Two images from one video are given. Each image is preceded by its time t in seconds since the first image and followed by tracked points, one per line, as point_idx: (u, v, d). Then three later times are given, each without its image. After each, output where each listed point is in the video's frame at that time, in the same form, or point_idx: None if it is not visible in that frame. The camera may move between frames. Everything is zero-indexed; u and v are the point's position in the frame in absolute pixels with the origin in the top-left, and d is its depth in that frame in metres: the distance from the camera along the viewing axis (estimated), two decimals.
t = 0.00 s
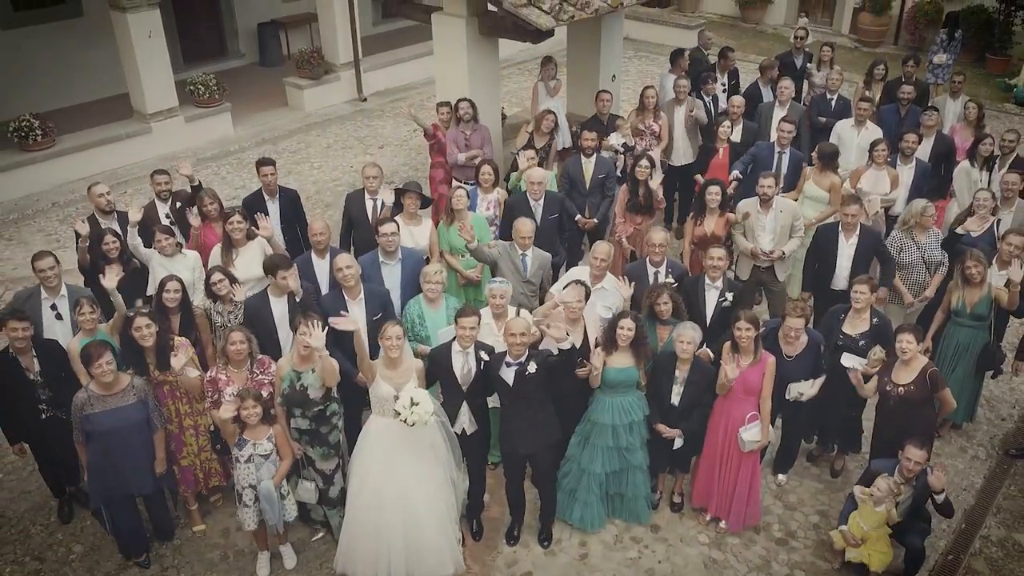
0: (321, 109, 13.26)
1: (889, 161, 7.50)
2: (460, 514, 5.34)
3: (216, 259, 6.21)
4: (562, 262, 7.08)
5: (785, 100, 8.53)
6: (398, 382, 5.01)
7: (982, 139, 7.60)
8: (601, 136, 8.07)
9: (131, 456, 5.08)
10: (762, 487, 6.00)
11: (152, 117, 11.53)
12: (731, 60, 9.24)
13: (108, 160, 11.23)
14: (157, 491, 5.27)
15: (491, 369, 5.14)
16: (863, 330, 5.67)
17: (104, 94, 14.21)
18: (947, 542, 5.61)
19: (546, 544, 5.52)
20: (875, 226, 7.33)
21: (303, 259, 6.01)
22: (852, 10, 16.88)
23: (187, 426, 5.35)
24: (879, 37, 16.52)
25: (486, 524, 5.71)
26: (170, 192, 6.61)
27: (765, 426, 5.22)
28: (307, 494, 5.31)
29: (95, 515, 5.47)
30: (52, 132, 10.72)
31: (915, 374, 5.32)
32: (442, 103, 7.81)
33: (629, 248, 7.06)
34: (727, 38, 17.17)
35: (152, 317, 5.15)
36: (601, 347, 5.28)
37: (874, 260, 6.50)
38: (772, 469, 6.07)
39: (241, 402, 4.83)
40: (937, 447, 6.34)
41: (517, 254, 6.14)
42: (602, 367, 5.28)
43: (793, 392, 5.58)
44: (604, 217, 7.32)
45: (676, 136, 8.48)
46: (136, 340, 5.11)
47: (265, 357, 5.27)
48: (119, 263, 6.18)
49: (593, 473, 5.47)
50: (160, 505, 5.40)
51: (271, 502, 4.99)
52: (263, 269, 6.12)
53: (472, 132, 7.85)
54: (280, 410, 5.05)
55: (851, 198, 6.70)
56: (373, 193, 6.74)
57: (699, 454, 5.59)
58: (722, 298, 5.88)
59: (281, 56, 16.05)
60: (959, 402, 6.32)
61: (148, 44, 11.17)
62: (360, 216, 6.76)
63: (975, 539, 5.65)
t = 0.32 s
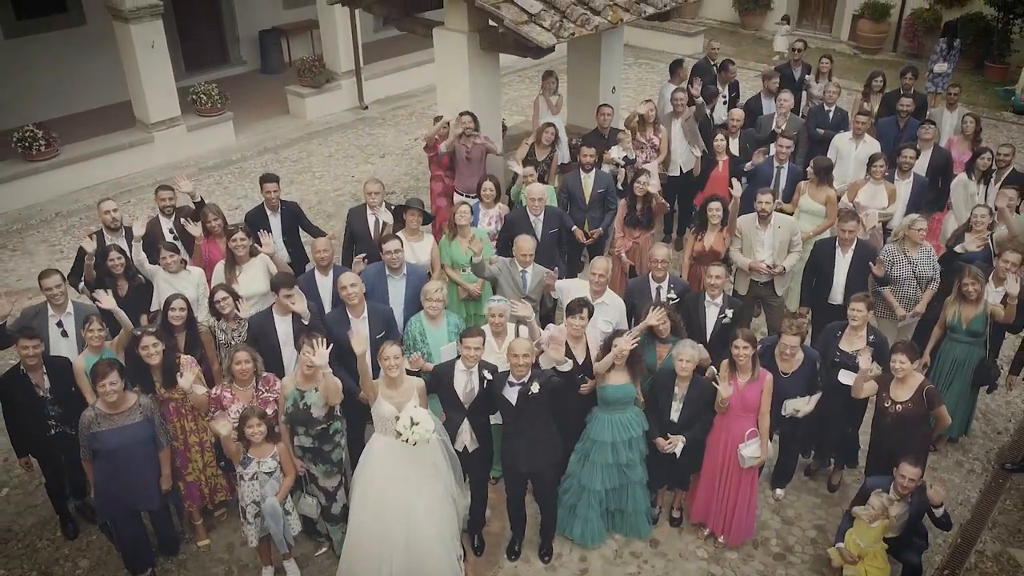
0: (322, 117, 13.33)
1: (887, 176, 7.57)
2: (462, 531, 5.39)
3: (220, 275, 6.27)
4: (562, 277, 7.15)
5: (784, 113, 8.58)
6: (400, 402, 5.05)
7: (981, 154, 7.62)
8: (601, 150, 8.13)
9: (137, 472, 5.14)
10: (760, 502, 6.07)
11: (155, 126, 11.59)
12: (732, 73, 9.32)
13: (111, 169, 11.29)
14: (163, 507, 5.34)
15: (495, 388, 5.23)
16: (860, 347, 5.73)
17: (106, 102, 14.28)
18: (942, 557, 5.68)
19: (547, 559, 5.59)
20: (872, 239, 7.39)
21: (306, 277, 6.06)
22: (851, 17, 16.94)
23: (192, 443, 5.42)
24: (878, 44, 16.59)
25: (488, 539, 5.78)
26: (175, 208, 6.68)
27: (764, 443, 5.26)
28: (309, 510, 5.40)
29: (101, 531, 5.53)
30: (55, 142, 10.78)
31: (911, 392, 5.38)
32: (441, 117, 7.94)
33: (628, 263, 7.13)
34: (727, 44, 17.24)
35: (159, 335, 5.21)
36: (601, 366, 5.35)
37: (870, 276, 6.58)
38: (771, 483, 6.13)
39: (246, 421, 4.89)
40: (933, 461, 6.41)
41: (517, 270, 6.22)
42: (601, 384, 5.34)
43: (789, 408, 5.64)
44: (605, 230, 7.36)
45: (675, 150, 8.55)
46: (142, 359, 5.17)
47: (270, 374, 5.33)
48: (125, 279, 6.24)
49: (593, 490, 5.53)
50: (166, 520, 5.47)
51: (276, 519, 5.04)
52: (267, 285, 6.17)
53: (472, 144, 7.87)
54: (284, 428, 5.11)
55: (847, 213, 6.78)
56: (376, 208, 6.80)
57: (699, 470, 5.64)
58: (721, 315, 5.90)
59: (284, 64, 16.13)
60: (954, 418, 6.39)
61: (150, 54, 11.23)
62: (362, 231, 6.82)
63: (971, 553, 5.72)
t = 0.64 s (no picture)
0: (324, 128, 13.42)
1: (882, 195, 7.67)
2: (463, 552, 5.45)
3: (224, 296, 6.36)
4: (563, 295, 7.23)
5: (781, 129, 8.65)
6: (403, 427, 5.13)
7: (977, 172, 7.69)
8: (600, 167, 8.21)
9: (145, 494, 5.24)
10: (757, 520, 6.16)
11: (158, 139, 11.68)
12: (731, 89, 9.38)
13: (115, 181, 11.38)
14: (169, 528, 5.44)
15: (496, 411, 5.31)
16: (854, 369, 5.83)
17: (109, 112, 14.37)
18: None
19: None
20: (868, 257, 7.50)
21: (308, 299, 6.14)
22: (850, 26, 17.04)
23: (197, 464, 5.51)
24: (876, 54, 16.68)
25: (489, 558, 5.87)
26: (178, 228, 6.72)
27: (761, 465, 5.35)
28: (313, 532, 5.47)
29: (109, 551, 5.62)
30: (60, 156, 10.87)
31: (903, 416, 5.49)
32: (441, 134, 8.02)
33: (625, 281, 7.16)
34: (726, 53, 17.34)
35: (165, 360, 5.30)
36: (598, 389, 5.43)
37: (865, 296, 6.67)
38: (768, 501, 6.22)
39: (251, 445, 4.99)
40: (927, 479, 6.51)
41: (515, 292, 6.29)
42: (600, 406, 5.43)
43: (783, 428, 5.71)
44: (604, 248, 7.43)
45: (673, 166, 8.62)
46: (149, 383, 5.27)
47: (276, 397, 5.42)
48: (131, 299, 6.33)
49: (592, 509, 5.62)
50: (172, 540, 5.55)
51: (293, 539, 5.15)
52: (270, 306, 6.29)
53: (474, 161, 7.98)
54: (288, 450, 5.21)
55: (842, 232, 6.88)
56: (377, 228, 6.89)
57: (696, 490, 5.72)
58: (721, 337, 5.91)
59: (286, 73, 16.21)
60: (948, 437, 6.48)
61: (153, 68, 11.31)
62: (365, 251, 6.91)
63: (963, 572, 5.81)
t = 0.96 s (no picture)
0: (325, 139, 13.51)
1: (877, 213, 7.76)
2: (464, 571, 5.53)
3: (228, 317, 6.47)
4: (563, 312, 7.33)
5: (778, 146, 8.73)
6: (406, 452, 5.19)
7: (971, 192, 7.70)
8: (599, 185, 8.30)
9: (151, 516, 5.33)
10: (753, 539, 6.26)
11: (161, 151, 11.77)
12: (729, 105, 9.45)
13: (118, 194, 11.48)
14: (175, 548, 5.53)
15: (497, 433, 5.42)
16: (848, 391, 5.92)
17: (111, 123, 14.46)
18: None
19: None
20: (862, 276, 7.59)
21: (310, 320, 6.25)
22: (849, 35, 17.13)
23: (202, 486, 5.60)
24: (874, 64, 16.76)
25: None
26: (183, 247, 6.77)
27: (755, 487, 5.47)
28: (317, 553, 5.57)
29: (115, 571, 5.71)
30: (63, 169, 10.96)
31: (897, 438, 5.60)
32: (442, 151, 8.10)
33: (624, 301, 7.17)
34: (725, 61, 17.44)
35: (171, 385, 5.39)
36: (598, 411, 5.51)
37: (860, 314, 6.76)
38: (764, 519, 6.31)
39: (256, 469, 5.06)
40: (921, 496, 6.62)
41: (514, 313, 6.35)
42: (600, 428, 5.50)
43: (777, 448, 5.79)
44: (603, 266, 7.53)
45: (671, 183, 8.71)
46: (155, 408, 5.36)
47: (281, 419, 5.51)
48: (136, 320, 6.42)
49: (591, 529, 5.68)
50: (178, 561, 5.64)
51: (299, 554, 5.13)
52: (274, 327, 6.41)
53: (475, 179, 8.07)
54: (292, 473, 5.30)
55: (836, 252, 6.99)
56: (380, 247, 6.98)
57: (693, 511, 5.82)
58: (720, 358, 5.97)
59: (287, 82, 16.29)
60: (941, 455, 6.59)
61: (156, 81, 11.40)
62: (368, 270, 7.00)
63: None
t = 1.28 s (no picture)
0: (326, 151, 13.62)
1: (871, 232, 7.84)
2: None
3: (233, 339, 6.58)
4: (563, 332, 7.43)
5: (775, 163, 8.82)
6: (410, 477, 5.27)
7: (964, 213, 7.75)
8: (598, 204, 8.41)
9: (158, 538, 5.44)
10: (749, 558, 6.36)
11: (164, 164, 11.87)
12: (727, 121, 9.55)
13: (121, 207, 11.58)
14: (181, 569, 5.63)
15: (498, 455, 5.54)
16: (842, 414, 6.02)
17: (115, 134, 14.57)
18: None
19: None
20: (857, 296, 7.69)
21: (313, 342, 6.37)
22: (846, 45, 17.25)
23: (209, 508, 5.71)
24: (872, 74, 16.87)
25: None
26: (188, 270, 6.89)
27: (750, 509, 5.60)
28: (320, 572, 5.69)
29: None
30: (68, 183, 11.07)
31: (891, 462, 5.73)
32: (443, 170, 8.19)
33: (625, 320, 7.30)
34: (724, 71, 17.55)
35: (178, 410, 5.50)
36: (597, 435, 5.60)
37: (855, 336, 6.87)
38: (759, 538, 6.42)
39: (262, 493, 5.17)
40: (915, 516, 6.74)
41: (515, 336, 6.45)
42: (599, 452, 5.56)
43: (770, 469, 5.91)
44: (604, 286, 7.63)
45: (669, 200, 8.80)
46: (162, 433, 5.48)
47: (287, 441, 5.63)
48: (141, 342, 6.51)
49: (591, 551, 5.64)
50: None
51: None
52: (277, 349, 6.52)
53: (475, 199, 8.17)
54: (297, 498, 5.41)
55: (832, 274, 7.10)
56: (382, 268, 7.07)
57: (689, 532, 5.95)
58: (717, 382, 6.06)
59: (289, 92, 16.37)
60: (934, 476, 6.72)
61: (160, 96, 11.50)
62: (371, 291, 7.10)
63: None
